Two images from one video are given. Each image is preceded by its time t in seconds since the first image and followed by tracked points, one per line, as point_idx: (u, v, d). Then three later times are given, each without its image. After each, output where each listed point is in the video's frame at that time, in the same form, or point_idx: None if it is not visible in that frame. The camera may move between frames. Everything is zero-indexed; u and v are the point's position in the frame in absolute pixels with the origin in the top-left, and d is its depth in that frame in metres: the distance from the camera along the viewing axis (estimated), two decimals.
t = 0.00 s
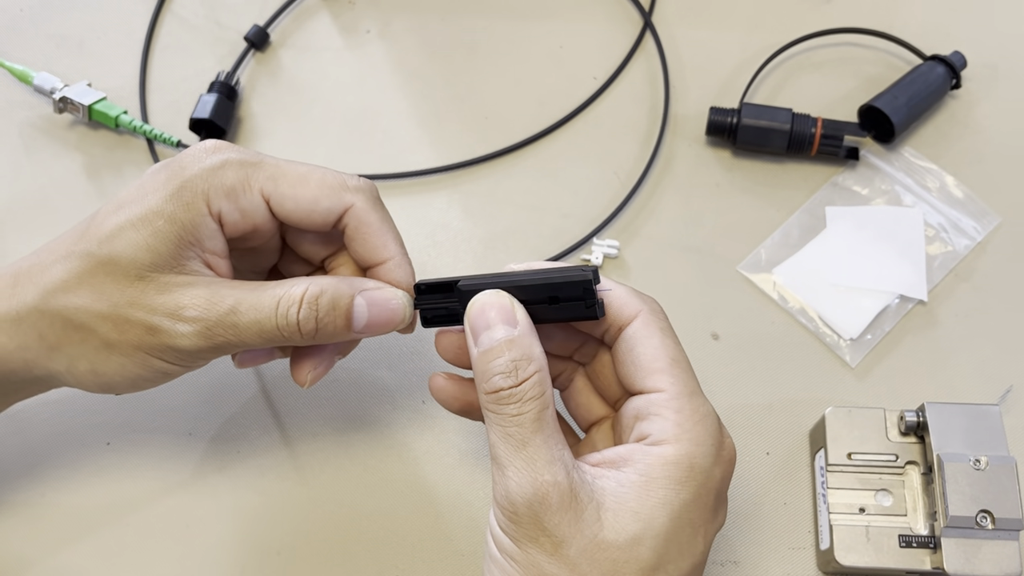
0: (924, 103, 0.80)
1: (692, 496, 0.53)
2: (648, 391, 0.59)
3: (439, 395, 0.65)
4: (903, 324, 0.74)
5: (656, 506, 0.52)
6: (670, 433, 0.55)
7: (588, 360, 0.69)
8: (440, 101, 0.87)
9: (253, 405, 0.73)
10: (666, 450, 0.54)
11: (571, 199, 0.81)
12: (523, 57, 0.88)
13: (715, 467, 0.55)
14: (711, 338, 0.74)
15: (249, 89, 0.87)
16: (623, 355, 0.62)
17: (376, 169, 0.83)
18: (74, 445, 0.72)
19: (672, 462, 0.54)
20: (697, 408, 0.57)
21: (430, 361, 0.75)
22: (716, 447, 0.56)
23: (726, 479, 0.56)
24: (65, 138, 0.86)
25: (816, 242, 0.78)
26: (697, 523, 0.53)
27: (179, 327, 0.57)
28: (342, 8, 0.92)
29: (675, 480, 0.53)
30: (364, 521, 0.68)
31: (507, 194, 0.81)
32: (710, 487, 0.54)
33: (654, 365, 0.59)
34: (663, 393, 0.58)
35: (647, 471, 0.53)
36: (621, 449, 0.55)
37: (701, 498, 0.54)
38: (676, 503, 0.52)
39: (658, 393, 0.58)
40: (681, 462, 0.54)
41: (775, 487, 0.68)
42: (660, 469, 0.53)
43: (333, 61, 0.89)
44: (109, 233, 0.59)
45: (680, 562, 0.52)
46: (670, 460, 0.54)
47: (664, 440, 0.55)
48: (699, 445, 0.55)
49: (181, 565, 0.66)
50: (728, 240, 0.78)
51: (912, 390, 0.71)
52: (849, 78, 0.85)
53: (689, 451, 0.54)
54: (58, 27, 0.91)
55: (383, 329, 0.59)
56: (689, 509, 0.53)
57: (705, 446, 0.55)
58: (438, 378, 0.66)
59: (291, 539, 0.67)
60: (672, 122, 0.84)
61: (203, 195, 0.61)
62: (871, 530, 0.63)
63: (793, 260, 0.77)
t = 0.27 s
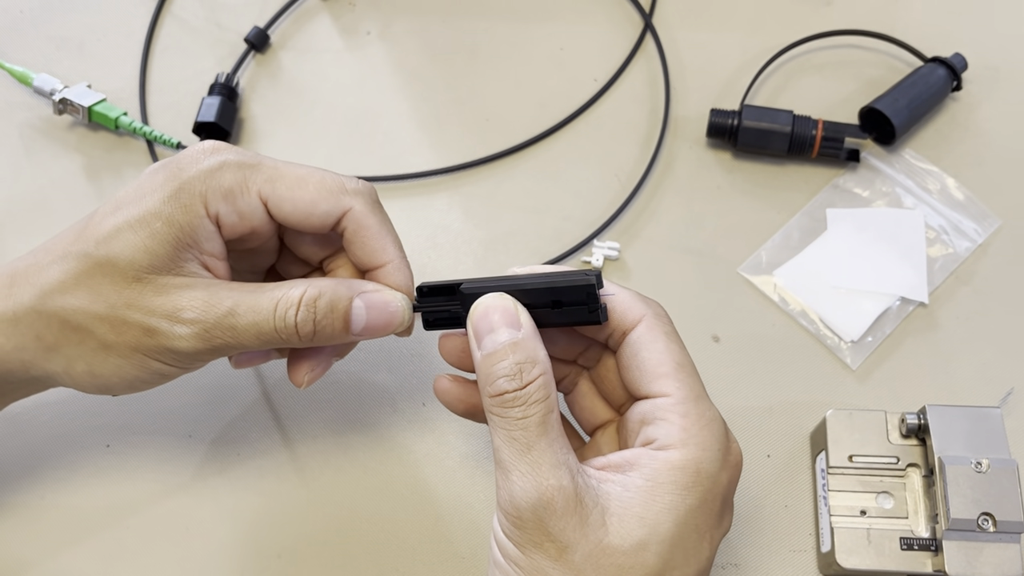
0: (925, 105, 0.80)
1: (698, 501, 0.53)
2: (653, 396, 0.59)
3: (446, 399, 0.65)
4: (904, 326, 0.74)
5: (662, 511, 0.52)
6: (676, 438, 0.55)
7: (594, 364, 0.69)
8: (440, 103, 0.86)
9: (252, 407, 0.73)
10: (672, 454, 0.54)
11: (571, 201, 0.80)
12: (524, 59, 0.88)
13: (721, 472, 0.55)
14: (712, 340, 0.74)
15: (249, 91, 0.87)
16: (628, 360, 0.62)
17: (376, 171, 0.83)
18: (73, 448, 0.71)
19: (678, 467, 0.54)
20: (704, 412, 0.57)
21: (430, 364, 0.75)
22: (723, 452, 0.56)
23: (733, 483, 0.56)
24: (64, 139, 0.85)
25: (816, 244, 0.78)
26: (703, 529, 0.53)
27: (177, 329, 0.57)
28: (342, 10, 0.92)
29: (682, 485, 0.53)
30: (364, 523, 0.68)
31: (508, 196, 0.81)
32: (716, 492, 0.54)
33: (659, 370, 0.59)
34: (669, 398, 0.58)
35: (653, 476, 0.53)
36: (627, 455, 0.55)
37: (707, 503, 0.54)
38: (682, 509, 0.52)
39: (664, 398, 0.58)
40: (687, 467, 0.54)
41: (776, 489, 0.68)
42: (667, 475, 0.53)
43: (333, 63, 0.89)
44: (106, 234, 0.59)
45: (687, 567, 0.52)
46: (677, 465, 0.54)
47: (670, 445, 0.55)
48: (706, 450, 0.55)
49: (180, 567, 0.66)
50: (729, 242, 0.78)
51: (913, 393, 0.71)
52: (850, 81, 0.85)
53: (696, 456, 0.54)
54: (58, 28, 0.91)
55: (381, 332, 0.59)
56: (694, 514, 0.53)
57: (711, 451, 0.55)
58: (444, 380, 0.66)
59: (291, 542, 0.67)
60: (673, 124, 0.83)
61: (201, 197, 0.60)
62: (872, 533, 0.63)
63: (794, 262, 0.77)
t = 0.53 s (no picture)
0: (926, 106, 0.80)
1: (714, 508, 0.53)
2: (670, 401, 0.59)
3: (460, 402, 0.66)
4: (905, 326, 0.74)
5: (677, 517, 0.52)
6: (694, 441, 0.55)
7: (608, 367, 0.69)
8: (441, 104, 0.86)
9: (253, 408, 0.73)
10: (688, 460, 0.54)
11: (573, 202, 0.80)
12: (525, 59, 0.88)
13: (737, 478, 0.55)
14: (713, 340, 0.74)
15: (250, 91, 0.87)
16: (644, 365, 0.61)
17: (376, 171, 0.83)
18: (73, 449, 0.71)
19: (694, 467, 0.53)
20: (721, 417, 0.57)
21: (431, 364, 0.74)
22: (739, 459, 0.56)
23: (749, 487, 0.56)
24: (65, 140, 0.85)
25: (818, 244, 0.77)
26: (718, 535, 0.53)
27: (176, 329, 0.57)
28: (342, 10, 0.92)
29: (697, 486, 0.53)
30: (365, 525, 0.67)
31: (509, 196, 0.81)
32: (731, 499, 0.54)
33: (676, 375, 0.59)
34: (686, 403, 0.57)
35: (669, 482, 0.53)
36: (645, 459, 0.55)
37: (723, 509, 0.54)
38: (698, 515, 0.52)
39: (681, 403, 0.58)
40: (703, 473, 0.53)
41: (778, 490, 0.68)
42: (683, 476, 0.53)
43: (333, 63, 0.89)
44: (105, 234, 0.58)
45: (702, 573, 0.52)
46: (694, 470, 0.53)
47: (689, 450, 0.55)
48: (722, 456, 0.55)
49: (181, 569, 0.66)
50: (731, 243, 0.78)
51: (915, 393, 0.71)
52: (851, 81, 0.85)
53: (712, 462, 0.54)
54: (58, 28, 0.91)
55: (381, 332, 0.58)
56: (710, 520, 0.53)
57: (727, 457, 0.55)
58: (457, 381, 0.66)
59: (292, 543, 0.67)
60: (674, 124, 0.83)
61: (200, 197, 0.60)
62: (874, 534, 0.63)
63: (795, 263, 0.77)
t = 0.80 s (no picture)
0: (927, 107, 0.80)
1: (780, 537, 0.51)
2: (743, 420, 0.58)
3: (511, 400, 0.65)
4: (906, 328, 0.74)
5: (744, 543, 0.50)
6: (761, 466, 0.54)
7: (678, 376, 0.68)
8: (440, 105, 0.86)
9: (252, 409, 0.72)
10: (757, 484, 0.52)
11: (573, 203, 0.80)
12: (525, 60, 0.88)
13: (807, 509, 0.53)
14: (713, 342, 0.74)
15: (250, 92, 0.87)
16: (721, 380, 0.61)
17: (377, 173, 0.83)
18: (72, 451, 0.71)
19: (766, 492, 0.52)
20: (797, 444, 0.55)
21: (431, 366, 0.74)
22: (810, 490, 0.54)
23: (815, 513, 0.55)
24: (64, 141, 0.85)
25: (818, 245, 0.77)
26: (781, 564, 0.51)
27: (167, 327, 0.57)
28: (342, 11, 0.92)
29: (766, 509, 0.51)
30: (366, 527, 0.67)
31: (509, 198, 0.81)
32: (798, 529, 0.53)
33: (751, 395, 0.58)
34: (758, 424, 0.56)
35: (736, 504, 0.51)
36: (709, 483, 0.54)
37: (790, 539, 0.52)
38: (763, 542, 0.50)
39: (755, 425, 0.57)
40: (772, 500, 0.52)
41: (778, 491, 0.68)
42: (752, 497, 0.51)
43: (333, 65, 0.89)
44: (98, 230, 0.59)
45: None
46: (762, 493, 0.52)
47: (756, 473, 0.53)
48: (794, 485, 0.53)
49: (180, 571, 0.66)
50: (731, 245, 0.78)
51: (915, 395, 0.71)
52: (851, 82, 0.85)
53: (782, 489, 0.52)
54: (58, 30, 0.91)
55: (371, 331, 0.59)
56: (774, 549, 0.51)
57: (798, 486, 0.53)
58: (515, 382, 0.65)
59: (292, 546, 0.67)
60: (674, 126, 0.83)
61: (194, 195, 0.61)
62: (875, 535, 0.62)
63: (796, 264, 0.77)
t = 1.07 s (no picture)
0: (925, 108, 0.79)
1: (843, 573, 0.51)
2: (814, 449, 0.57)
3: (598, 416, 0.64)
4: (905, 329, 0.74)
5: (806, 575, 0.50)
6: (830, 499, 0.53)
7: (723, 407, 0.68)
8: (438, 105, 0.86)
9: (250, 411, 0.72)
10: (822, 517, 0.52)
11: (571, 205, 0.80)
12: (523, 61, 0.88)
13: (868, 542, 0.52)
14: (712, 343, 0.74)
15: (246, 93, 0.87)
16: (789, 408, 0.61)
17: (374, 174, 0.83)
18: (67, 452, 0.71)
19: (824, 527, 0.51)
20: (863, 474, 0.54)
21: (430, 368, 0.74)
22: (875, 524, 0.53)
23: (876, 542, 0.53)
24: (61, 142, 0.85)
25: (817, 247, 0.77)
26: None
27: (130, 299, 0.58)
28: (340, 12, 0.92)
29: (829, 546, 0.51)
30: (363, 530, 0.67)
31: (506, 199, 0.81)
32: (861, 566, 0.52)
33: (829, 424, 0.57)
34: (831, 455, 0.55)
35: (799, 535, 0.51)
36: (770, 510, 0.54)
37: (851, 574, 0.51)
38: None
39: (824, 455, 0.56)
40: (836, 534, 0.51)
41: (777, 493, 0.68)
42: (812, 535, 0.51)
43: (330, 65, 0.89)
44: (65, 204, 0.61)
45: None
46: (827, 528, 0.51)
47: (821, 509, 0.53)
48: (861, 520, 0.52)
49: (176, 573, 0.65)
50: (730, 246, 0.78)
51: (915, 397, 0.71)
52: (849, 83, 0.85)
53: (848, 524, 0.52)
54: (55, 31, 0.91)
55: (342, 298, 0.58)
56: None
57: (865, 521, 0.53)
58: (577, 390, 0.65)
59: (289, 548, 0.66)
60: (672, 127, 0.83)
61: (157, 163, 0.62)
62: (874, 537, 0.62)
63: (794, 265, 0.76)
